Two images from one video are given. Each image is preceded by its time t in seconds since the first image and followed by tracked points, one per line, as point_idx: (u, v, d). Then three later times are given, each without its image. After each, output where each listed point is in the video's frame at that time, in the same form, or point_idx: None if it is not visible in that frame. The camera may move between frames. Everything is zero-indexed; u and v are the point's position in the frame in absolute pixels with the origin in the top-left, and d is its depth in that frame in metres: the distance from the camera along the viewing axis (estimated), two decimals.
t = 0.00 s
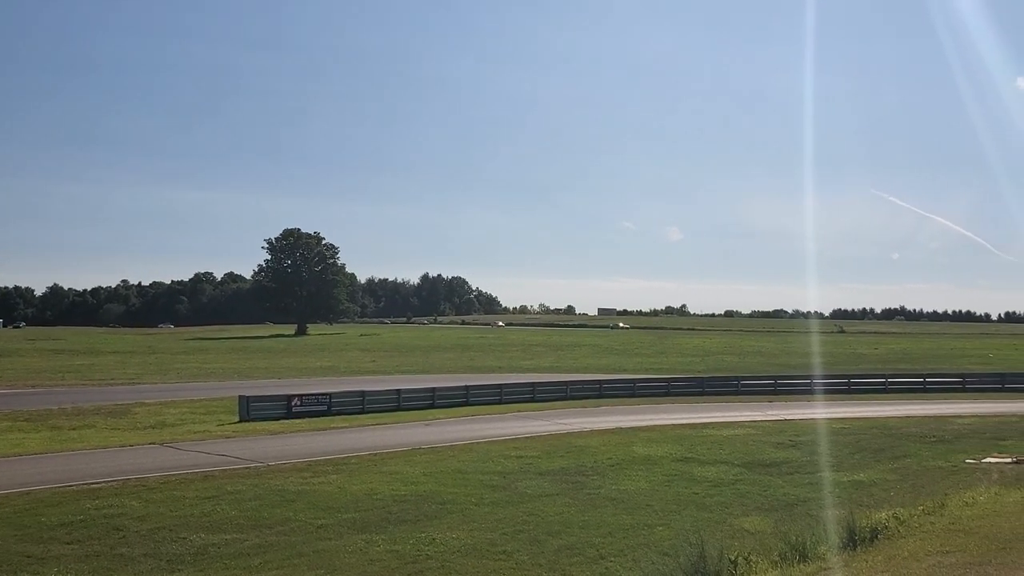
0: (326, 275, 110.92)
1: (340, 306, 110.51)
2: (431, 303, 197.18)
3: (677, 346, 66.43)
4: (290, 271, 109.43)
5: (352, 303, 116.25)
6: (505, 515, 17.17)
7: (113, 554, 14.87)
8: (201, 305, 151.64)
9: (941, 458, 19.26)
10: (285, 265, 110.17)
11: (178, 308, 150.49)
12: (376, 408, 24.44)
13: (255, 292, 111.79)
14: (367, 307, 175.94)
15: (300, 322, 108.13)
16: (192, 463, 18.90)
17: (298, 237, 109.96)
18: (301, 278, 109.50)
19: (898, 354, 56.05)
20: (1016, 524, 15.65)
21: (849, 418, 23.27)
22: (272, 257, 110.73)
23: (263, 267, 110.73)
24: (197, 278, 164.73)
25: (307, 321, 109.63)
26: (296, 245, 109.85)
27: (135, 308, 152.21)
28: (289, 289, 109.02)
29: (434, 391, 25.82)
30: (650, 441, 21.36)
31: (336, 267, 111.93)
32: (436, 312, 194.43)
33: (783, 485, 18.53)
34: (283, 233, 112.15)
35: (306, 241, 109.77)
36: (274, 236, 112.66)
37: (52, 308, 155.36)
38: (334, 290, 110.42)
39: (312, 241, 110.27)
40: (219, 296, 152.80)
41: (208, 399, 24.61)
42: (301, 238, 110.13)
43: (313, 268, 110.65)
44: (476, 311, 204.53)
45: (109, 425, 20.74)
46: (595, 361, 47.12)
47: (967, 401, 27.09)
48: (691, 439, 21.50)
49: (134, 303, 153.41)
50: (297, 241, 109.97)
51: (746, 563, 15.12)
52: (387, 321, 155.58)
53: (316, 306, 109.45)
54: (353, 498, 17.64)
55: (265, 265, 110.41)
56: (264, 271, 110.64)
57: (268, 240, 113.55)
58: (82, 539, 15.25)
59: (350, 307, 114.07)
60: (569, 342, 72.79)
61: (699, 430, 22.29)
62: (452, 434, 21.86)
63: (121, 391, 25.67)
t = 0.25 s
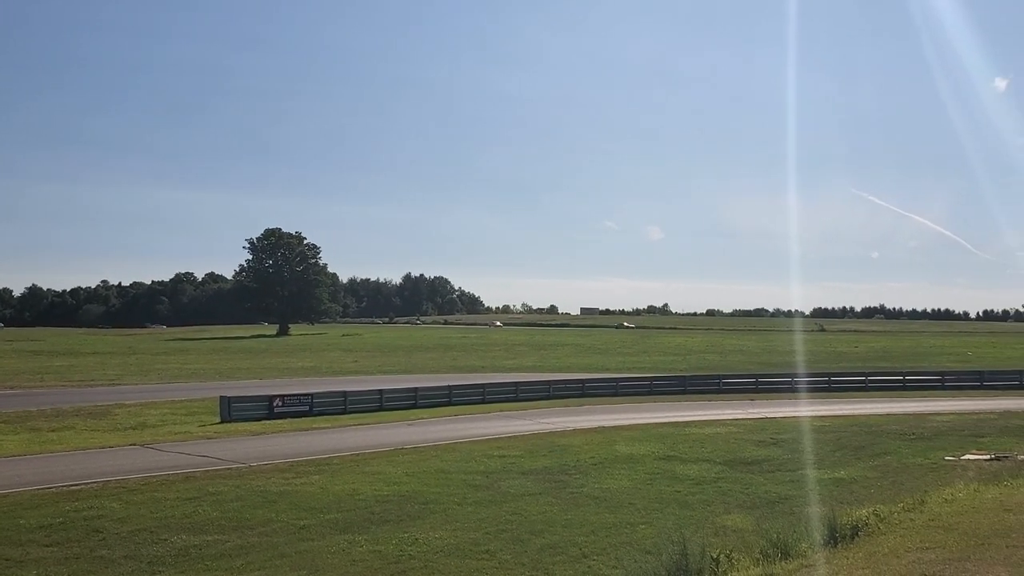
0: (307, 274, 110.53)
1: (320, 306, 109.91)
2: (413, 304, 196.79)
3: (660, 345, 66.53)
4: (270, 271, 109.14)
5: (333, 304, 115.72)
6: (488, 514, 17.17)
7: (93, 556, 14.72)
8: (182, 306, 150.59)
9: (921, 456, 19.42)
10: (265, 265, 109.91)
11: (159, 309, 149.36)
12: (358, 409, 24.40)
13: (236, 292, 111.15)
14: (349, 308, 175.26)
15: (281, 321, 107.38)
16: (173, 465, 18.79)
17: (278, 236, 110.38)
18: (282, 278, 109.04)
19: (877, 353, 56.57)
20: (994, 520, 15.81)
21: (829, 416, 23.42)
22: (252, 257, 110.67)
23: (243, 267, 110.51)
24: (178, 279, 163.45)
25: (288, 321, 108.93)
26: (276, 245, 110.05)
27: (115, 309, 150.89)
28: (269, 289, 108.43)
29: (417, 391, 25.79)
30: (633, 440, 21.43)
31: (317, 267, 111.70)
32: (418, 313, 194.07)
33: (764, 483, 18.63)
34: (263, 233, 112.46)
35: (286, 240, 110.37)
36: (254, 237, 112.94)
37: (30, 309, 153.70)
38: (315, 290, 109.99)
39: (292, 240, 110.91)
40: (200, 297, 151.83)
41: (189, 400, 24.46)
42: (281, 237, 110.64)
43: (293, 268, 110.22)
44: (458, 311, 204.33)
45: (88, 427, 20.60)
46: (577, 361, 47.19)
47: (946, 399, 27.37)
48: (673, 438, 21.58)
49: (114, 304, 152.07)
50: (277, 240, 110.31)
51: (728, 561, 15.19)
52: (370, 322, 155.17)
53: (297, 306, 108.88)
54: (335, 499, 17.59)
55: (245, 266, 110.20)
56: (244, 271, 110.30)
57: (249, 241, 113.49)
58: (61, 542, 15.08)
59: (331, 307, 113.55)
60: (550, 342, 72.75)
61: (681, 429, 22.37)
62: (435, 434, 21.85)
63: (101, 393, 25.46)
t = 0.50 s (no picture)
0: (299, 275, 110.40)
1: (312, 306, 109.74)
2: (406, 304, 196.34)
3: (653, 345, 66.47)
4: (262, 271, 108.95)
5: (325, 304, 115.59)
6: (480, 514, 17.16)
7: (84, 556, 14.65)
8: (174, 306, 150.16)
9: (912, 455, 19.47)
10: (258, 264, 109.74)
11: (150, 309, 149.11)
12: (350, 409, 24.37)
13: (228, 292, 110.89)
14: (340, 308, 175.05)
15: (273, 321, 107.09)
16: (165, 465, 18.74)
17: (270, 236, 110.28)
18: (274, 278, 108.84)
19: (869, 353, 56.70)
20: (985, 519, 15.85)
21: (821, 416, 23.46)
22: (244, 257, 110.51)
23: (236, 267, 110.36)
24: (168, 279, 162.89)
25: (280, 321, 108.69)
26: (268, 245, 109.90)
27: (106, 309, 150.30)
28: (261, 289, 108.24)
29: (409, 391, 25.78)
30: (625, 439, 21.44)
31: (309, 267, 111.55)
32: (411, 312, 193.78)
33: (756, 482, 18.65)
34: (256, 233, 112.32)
35: (278, 240, 110.29)
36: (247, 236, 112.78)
37: (20, 308, 152.99)
38: (307, 290, 109.79)
39: (284, 240, 110.82)
40: (191, 297, 151.39)
41: (181, 400, 24.40)
42: (273, 237, 110.52)
43: (285, 268, 109.95)
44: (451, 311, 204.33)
45: (79, 427, 20.53)
46: (570, 361, 47.18)
47: (938, 398, 27.45)
48: (666, 437, 21.60)
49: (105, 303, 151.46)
50: (269, 240, 110.18)
51: (720, 560, 15.21)
52: (361, 322, 155.03)
53: (289, 306, 108.67)
54: (327, 499, 17.57)
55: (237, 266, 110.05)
56: (236, 271, 110.12)
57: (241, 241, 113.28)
58: (51, 542, 15.01)
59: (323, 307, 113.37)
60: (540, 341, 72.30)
61: (673, 428, 22.40)
62: (427, 434, 21.85)
63: (92, 393, 25.39)
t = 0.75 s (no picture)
0: (288, 275, 110.18)
1: (302, 306, 109.48)
2: (396, 304, 196.29)
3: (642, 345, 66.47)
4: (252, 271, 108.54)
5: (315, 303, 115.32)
6: (470, 515, 17.16)
7: (72, 558, 14.59)
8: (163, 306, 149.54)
9: (900, 455, 19.55)
10: (247, 265, 109.18)
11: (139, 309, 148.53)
12: (340, 409, 24.35)
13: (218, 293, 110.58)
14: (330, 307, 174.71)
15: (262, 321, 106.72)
16: (154, 466, 18.69)
17: (259, 237, 109.70)
18: (263, 278, 108.60)
19: (858, 352, 56.93)
20: (972, 518, 15.93)
21: (810, 415, 23.54)
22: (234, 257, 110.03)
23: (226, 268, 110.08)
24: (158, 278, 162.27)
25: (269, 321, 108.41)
26: (258, 245, 109.22)
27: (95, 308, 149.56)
28: (251, 289, 108.02)
29: (399, 391, 25.76)
30: (615, 439, 21.47)
31: (299, 267, 111.29)
32: (401, 312, 193.66)
33: (745, 482, 18.70)
34: (245, 233, 111.79)
35: (268, 240, 109.68)
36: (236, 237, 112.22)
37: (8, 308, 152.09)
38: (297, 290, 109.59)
39: (274, 240, 110.23)
40: (181, 297, 150.78)
41: (170, 401, 24.33)
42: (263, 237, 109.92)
43: (275, 269, 109.49)
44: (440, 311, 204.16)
45: (68, 429, 20.46)
46: (559, 361, 47.22)
47: (926, 398, 27.56)
48: (655, 437, 21.64)
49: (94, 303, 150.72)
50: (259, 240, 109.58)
51: (710, 560, 15.25)
52: (351, 322, 154.75)
53: (279, 306, 108.46)
54: (317, 500, 17.55)
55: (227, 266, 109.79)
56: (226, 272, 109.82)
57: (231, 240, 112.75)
58: (39, 544, 14.94)
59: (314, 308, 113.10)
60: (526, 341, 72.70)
61: (663, 428, 22.43)
62: (417, 434, 21.84)
63: (81, 394, 25.29)
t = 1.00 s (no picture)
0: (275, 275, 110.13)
1: (289, 307, 109.46)
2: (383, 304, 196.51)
3: (630, 345, 66.65)
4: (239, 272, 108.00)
5: (302, 304, 115.25)
6: (457, 516, 17.15)
7: (56, 560, 14.49)
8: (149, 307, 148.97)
9: (886, 454, 19.66)
10: (234, 265, 108.61)
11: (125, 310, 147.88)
12: (328, 411, 24.31)
13: (206, 294, 110.44)
14: (318, 308, 174.53)
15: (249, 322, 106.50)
16: (140, 467, 18.62)
17: (246, 237, 108.90)
18: (250, 278, 108.15)
19: (843, 352, 57.28)
20: (957, 517, 16.04)
21: (796, 415, 23.64)
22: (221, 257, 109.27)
23: (212, 268, 109.40)
24: (144, 279, 161.70)
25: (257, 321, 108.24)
26: (245, 245, 108.58)
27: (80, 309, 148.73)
28: (239, 290, 107.99)
29: (386, 392, 25.75)
30: (603, 440, 21.51)
31: (286, 267, 111.05)
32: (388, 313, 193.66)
33: (732, 482, 18.77)
34: (231, 232, 110.50)
35: (255, 241, 108.98)
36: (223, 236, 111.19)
37: None
38: (284, 290, 109.62)
39: (261, 241, 109.62)
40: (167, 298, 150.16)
41: (156, 401, 24.23)
42: (250, 237, 109.11)
43: (262, 269, 109.23)
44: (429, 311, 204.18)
45: (53, 430, 20.35)
46: (545, 361, 47.31)
47: (911, 398, 27.74)
48: (643, 437, 21.69)
49: (79, 304, 149.85)
50: (246, 241, 108.81)
51: (696, 560, 15.30)
52: (339, 323, 154.72)
53: (266, 306, 108.57)
54: (304, 501, 17.51)
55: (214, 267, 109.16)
56: (213, 272, 109.20)
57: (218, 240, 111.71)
58: (23, 547, 14.84)
59: (300, 308, 112.98)
60: (498, 339, 81.35)
61: (651, 428, 22.49)
62: (405, 435, 21.82)
63: (66, 395, 25.16)
